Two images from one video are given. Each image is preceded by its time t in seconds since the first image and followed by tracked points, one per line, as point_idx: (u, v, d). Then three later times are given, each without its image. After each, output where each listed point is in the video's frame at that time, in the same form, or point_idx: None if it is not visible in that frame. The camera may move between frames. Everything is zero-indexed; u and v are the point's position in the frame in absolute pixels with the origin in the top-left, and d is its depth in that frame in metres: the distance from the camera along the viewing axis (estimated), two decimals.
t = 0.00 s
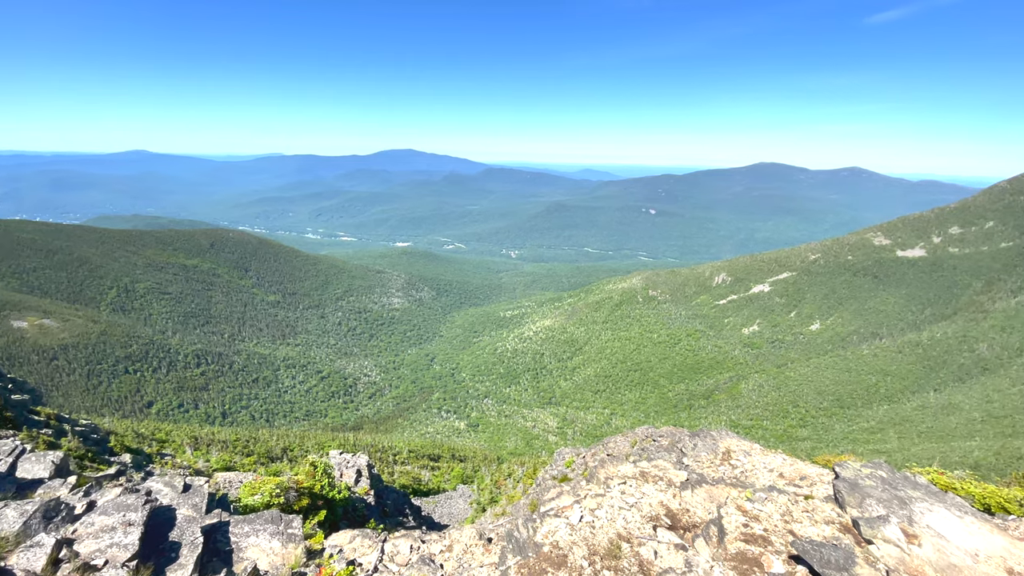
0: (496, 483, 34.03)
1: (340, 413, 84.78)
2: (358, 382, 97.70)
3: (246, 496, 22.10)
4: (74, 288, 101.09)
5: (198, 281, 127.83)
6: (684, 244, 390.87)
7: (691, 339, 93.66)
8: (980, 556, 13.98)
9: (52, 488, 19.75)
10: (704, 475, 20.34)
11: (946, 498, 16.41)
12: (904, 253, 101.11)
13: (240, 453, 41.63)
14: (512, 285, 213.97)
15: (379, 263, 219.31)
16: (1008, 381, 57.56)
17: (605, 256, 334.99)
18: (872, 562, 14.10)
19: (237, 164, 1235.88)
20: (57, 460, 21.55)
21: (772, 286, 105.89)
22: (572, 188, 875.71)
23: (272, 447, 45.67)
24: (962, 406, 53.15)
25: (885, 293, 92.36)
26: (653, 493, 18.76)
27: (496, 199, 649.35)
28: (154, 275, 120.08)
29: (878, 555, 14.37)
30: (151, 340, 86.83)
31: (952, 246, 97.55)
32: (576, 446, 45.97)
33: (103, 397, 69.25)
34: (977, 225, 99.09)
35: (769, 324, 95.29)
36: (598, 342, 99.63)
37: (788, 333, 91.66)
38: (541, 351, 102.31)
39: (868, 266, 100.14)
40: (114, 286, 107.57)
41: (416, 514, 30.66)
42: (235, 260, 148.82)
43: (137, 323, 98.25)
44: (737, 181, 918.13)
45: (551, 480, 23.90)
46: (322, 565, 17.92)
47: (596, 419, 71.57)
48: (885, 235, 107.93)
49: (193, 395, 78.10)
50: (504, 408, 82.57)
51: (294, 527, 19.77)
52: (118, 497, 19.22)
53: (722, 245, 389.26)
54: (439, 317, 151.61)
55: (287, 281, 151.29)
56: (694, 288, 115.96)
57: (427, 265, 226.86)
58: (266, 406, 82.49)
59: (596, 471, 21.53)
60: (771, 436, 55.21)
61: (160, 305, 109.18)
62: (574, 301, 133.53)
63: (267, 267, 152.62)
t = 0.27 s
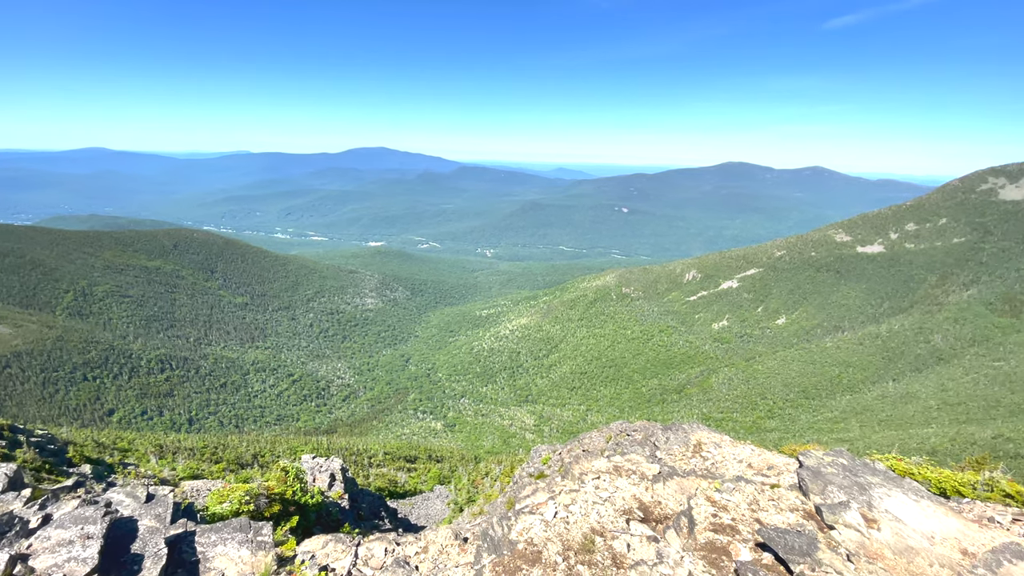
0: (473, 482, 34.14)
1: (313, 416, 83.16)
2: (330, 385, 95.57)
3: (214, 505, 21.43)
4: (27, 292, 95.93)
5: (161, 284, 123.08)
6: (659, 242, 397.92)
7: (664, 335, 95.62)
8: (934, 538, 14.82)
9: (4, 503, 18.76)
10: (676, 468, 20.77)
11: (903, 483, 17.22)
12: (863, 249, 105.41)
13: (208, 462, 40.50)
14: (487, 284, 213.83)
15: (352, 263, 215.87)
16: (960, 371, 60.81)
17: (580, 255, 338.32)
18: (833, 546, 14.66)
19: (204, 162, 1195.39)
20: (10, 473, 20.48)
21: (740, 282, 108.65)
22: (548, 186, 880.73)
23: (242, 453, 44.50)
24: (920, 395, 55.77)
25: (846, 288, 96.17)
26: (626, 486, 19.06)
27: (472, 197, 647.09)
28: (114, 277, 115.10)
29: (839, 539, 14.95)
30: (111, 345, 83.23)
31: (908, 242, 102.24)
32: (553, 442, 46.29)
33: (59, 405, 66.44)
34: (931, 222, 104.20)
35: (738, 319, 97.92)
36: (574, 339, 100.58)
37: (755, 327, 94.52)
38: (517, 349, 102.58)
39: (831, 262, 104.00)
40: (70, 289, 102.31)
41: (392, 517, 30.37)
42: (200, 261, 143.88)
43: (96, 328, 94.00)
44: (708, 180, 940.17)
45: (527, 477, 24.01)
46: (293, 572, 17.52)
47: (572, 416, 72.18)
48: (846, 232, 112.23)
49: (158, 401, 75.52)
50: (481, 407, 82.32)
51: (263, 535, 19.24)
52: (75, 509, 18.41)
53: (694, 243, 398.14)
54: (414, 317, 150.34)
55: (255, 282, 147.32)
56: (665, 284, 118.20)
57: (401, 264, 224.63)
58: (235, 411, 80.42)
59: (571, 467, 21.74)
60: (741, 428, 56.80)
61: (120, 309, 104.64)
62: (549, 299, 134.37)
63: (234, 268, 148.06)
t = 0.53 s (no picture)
0: (450, 482, 34.20)
1: (283, 421, 81.38)
2: (302, 389, 93.70)
3: (179, 515, 20.74)
4: None
5: (121, 287, 118.01)
6: (633, 240, 404.25)
7: (636, 332, 97.38)
8: (891, 522, 15.53)
9: None
10: (648, 462, 21.15)
11: (861, 470, 17.97)
12: (825, 246, 109.54)
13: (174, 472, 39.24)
14: (462, 283, 213.25)
15: (323, 264, 211.74)
16: (916, 361, 63.90)
17: (554, 254, 340.76)
18: (796, 533, 15.15)
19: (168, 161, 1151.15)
20: None
21: (708, 279, 111.44)
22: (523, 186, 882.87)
23: (209, 462, 43.25)
24: (879, 385, 58.28)
25: (809, 283, 99.71)
26: (600, 482, 19.31)
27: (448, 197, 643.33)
28: (70, 281, 109.74)
29: (802, 526, 15.46)
30: (67, 352, 79.45)
31: (867, 238, 106.75)
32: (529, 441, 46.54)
33: (11, 416, 63.15)
34: (888, 219, 109.06)
35: (707, 314, 100.37)
36: (549, 338, 101.34)
37: (723, 323, 97.17)
38: (493, 348, 102.64)
39: (795, 258, 107.73)
40: (22, 293, 97.12)
41: (367, 521, 30.08)
42: (162, 263, 138.46)
43: (50, 334, 89.44)
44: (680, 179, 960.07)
45: (503, 476, 24.06)
46: None
47: (548, 414, 72.58)
48: (808, 229, 116.35)
49: (118, 410, 72.65)
50: (457, 407, 81.92)
51: (230, 544, 18.65)
52: (28, 523, 17.56)
53: (667, 241, 406.17)
54: (388, 318, 148.68)
55: (222, 284, 142.95)
56: (637, 282, 120.24)
57: (374, 264, 221.65)
58: (201, 418, 78.03)
59: (545, 465, 21.88)
60: (711, 421, 58.28)
61: (76, 314, 99.87)
62: (524, 298, 134.95)
63: (199, 270, 143.05)
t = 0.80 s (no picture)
0: (425, 484, 34.08)
1: (252, 428, 79.15)
2: (270, 394, 91.26)
3: (141, 528, 19.93)
4: None
5: (76, 291, 112.26)
6: (608, 238, 409.53)
7: (610, 329, 98.90)
8: (852, 508, 16.22)
9: None
10: (621, 457, 21.50)
11: (823, 458, 18.73)
12: (788, 242, 113.47)
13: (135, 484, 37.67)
14: (436, 283, 211.83)
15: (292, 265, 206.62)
16: (874, 352, 66.98)
17: (529, 253, 342.32)
18: (762, 521, 15.62)
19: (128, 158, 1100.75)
20: None
21: (679, 276, 113.87)
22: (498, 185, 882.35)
23: (173, 471, 41.68)
24: (841, 375, 60.76)
25: (774, 278, 103.13)
26: (574, 478, 19.53)
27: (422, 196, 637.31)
28: (20, 285, 103.70)
29: (767, 514, 15.95)
30: (16, 360, 75.04)
31: (828, 235, 111.12)
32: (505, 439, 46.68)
33: None
34: (847, 217, 113.82)
35: (678, 311, 102.62)
36: (524, 336, 101.73)
37: (693, 318, 99.57)
38: (468, 347, 102.30)
39: (760, 254, 111.19)
40: None
41: (341, 526, 29.60)
42: (120, 266, 132.36)
43: None
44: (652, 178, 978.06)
45: (479, 475, 24.06)
46: None
47: (524, 412, 72.75)
48: (773, 226, 120.23)
49: (76, 420, 69.36)
50: (432, 408, 81.32)
51: (197, 555, 18.05)
52: None
53: (640, 239, 413.45)
54: (360, 320, 146.48)
55: (186, 288, 137.74)
56: (610, 280, 121.93)
57: (346, 265, 217.76)
58: (165, 426, 75.17)
59: (520, 463, 21.99)
60: (682, 415, 59.60)
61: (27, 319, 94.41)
62: (499, 297, 135.13)
63: (161, 273, 137.37)
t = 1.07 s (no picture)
0: (401, 486, 33.88)
1: (220, 435, 76.75)
2: (238, 399, 88.69)
3: (102, 541, 19.09)
4: None
5: (27, 296, 106.24)
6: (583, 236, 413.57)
7: (584, 326, 100.18)
8: (814, 494, 16.90)
9: None
10: (595, 452, 21.79)
11: (788, 447, 19.43)
12: (754, 239, 117.11)
13: (93, 497, 36.06)
14: (410, 283, 209.78)
15: (259, 267, 200.88)
16: (835, 344, 69.81)
17: (504, 252, 342.69)
18: (729, 509, 16.09)
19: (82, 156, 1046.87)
20: None
21: (650, 273, 116.06)
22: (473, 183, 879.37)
23: (136, 482, 40.11)
24: (805, 367, 63.14)
25: (741, 274, 106.31)
26: (548, 475, 19.67)
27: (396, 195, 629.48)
28: None
29: (735, 503, 16.42)
30: None
31: (791, 232, 115.22)
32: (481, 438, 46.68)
33: None
34: (809, 214, 118.26)
35: (650, 307, 104.63)
36: (499, 335, 101.86)
37: (665, 315, 101.76)
38: (442, 347, 101.73)
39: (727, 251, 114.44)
40: None
41: (314, 532, 29.05)
42: (75, 269, 125.94)
43: None
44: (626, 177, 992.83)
45: (455, 476, 23.99)
46: None
47: (500, 411, 72.65)
48: (739, 224, 123.86)
49: (28, 432, 65.77)
50: (407, 410, 80.46)
51: (162, 568, 17.42)
52: None
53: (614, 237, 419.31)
54: (332, 322, 143.88)
55: (147, 291, 132.21)
56: (584, 278, 123.35)
57: (316, 266, 213.28)
58: (127, 436, 72.17)
59: (496, 462, 22.03)
60: (654, 409, 60.80)
61: None
62: (473, 297, 134.94)
63: (119, 276, 131.36)
